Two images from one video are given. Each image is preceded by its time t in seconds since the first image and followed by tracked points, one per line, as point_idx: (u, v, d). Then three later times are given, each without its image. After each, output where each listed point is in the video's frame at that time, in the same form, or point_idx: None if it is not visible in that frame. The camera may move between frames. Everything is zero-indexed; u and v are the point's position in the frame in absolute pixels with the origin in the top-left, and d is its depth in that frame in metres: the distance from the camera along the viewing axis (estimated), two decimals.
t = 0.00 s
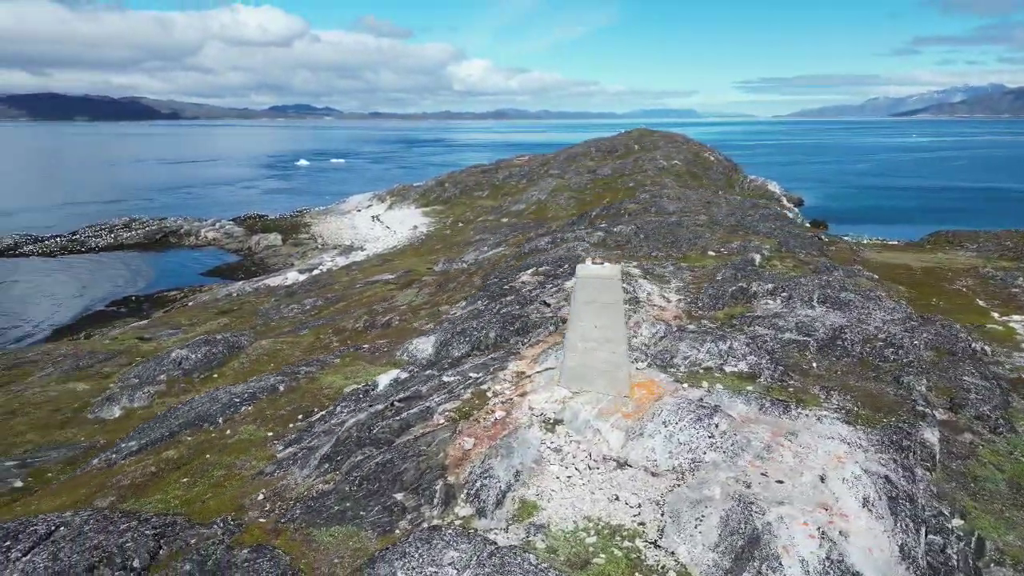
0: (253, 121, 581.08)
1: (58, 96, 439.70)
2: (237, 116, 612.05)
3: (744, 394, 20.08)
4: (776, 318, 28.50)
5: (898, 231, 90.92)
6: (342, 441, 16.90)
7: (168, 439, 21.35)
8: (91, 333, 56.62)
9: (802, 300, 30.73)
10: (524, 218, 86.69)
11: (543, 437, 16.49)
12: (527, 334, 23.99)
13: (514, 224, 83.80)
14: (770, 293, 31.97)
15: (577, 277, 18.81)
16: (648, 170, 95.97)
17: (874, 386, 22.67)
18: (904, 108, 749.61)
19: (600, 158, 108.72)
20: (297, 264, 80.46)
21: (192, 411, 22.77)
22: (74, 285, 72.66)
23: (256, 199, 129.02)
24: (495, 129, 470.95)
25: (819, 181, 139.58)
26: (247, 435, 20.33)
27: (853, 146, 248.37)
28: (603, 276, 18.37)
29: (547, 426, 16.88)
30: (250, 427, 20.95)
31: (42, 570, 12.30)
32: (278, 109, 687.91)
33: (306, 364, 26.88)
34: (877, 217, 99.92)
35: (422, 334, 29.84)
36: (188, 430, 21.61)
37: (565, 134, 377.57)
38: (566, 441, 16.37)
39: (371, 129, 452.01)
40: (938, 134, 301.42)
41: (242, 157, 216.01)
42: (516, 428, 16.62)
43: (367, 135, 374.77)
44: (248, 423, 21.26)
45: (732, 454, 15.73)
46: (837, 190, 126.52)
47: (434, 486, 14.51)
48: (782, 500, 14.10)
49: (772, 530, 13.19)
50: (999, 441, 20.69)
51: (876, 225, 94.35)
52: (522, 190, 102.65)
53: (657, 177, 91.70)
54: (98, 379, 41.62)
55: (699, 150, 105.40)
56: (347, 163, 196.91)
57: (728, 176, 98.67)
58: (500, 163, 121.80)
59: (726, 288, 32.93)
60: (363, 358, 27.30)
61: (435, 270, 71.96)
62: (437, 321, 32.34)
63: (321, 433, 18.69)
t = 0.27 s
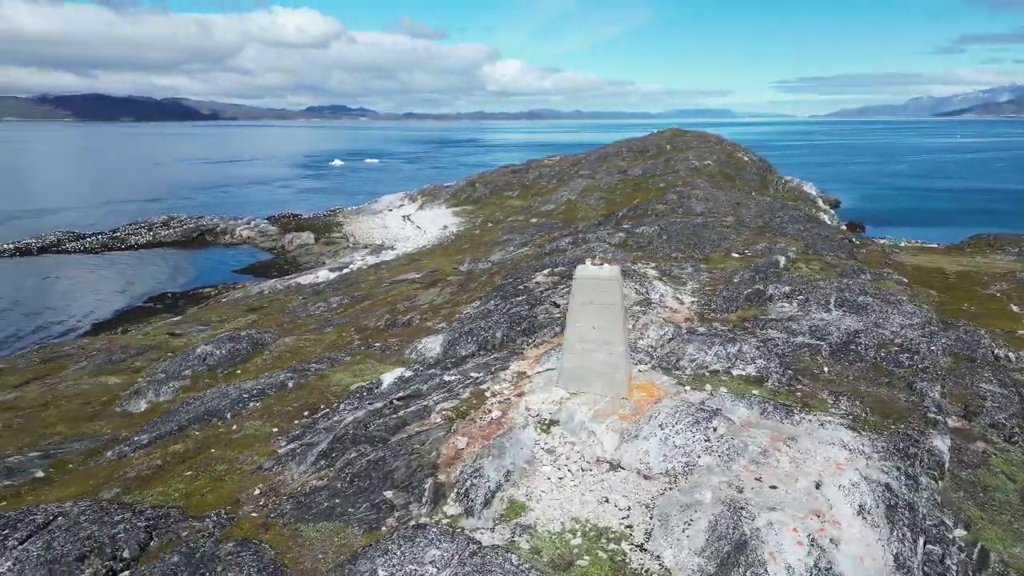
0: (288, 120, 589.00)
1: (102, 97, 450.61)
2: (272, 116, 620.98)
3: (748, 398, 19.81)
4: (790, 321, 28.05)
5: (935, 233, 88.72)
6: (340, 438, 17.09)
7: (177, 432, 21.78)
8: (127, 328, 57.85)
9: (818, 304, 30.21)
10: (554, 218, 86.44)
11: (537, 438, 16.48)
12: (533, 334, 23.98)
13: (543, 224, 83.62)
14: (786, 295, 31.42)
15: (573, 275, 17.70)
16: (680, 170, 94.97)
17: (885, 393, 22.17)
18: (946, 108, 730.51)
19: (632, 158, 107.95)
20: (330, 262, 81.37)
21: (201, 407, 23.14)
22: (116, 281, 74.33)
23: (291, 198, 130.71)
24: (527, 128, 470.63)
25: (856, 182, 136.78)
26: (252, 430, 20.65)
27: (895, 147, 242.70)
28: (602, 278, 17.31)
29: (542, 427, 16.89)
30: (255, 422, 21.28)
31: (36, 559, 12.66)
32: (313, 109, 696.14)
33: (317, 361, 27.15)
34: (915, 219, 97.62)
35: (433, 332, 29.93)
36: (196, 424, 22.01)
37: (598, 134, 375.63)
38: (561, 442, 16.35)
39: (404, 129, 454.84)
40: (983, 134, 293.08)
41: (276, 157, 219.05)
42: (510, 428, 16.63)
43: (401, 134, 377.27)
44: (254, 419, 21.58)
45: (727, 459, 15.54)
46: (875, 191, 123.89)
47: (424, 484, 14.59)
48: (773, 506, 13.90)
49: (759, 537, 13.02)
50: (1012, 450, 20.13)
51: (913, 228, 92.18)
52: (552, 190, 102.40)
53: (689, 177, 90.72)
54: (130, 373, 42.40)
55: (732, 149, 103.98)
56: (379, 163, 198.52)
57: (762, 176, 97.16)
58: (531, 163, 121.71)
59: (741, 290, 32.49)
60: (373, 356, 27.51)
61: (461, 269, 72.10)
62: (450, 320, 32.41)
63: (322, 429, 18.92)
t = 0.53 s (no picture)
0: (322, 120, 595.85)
1: (144, 97, 461.09)
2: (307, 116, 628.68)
3: (752, 401, 19.56)
4: (804, 325, 27.60)
5: (976, 237, 86.33)
6: (337, 435, 17.31)
7: (186, 426, 22.21)
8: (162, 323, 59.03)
9: (835, 307, 29.63)
10: (583, 218, 86.05)
11: (531, 438, 16.48)
12: (540, 335, 23.96)
13: (573, 223, 83.31)
14: (802, 298, 30.87)
15: (573, 275, 17.50)
16: (712, 170, 93.83)
17: (896, 399, 21.71)
18: (991, 108, 710.52)
19: (664, 158, 106.95)
20: (360, 261, 82.06)
21: (211, 402, 23.55)
22: (153, 277, 75.94)
23: (324, 197, 132.20)
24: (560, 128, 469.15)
25: (895, 183, 133.72)
26: (258, 425, 20.99)
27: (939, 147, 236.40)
28: (601, 280, 17.01)
29: (537, 427, 16.89)
30: (261, 418, 21.60)
31: (32, 546, 13.03)
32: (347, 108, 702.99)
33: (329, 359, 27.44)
34: (955, 222, 95.08)
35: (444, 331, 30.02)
36: (205, 419, 22.43)
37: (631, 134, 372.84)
38: (554, 443, 16.33)
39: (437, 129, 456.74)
40: None
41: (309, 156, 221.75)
42: (505, 427, 16.67)
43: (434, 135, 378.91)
44: (261, 414, 21.91)
45: (721, 463, 15.37)
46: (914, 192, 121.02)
47: (414, 482, 14.70)
48: (764, 511, 13.72)
49: (746, 542, 12.87)
50: None
51: (952, 230, 89.81)
52: (582, 190, 101.92)
53: (721, 177, 89.51)
54: (160, 367, 43.24)
55: (766, 149, 102.42)
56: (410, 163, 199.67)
57: (797, 177, 95.50)
58: (562, 163, 121.37)
59: (758, 293, 32.02)
60: (383, 354, 27.73)
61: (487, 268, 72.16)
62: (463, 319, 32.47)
63: (323, 425, 19.16)
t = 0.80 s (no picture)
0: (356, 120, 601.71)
1: (184, 98, 470.16)
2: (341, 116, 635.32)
3: (754, 404, 19.32)
4: (818, 328, 27.16)
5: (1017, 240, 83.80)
6: (335, 431, 17.55)
7: (196, 420, 22.65)
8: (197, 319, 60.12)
9: (852, 309, 29.05)
10: (613, 219, 85.49)
11: (524, 437, 16.50)
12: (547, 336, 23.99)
13: (601, 224, 82.90)
14: (819, 301, 30.32)
15: (572, 274, 17.36)
16: (745, 170, 92.51)
17: (906, 405, 21.25)
18: None
19: (697, 158, 105.77)
20: (389, 260, 82.70)
21: (222, 397, 24.00)
22: (187, 274, 77.44)
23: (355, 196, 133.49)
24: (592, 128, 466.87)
25: (935, 184, 130.40)
26: (264, 420, 21.35)
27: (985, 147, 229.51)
28: (599, 280, 16.83)
29: (532, 427, 16.93)
30: (268, 413, 21.96)
31: (29, 534, 13.46)
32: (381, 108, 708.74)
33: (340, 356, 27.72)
34: (997, 225, 92.36)
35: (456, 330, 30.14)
36: (215, 413, 22.86)
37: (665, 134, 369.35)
38: (547, 443, 16.34)
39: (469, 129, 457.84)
40: None
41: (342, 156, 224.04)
42: (499, 427, 16.72)
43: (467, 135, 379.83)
44: (268, 410, 22.25)
45: (715, 466, 15.21)
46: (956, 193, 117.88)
47: (404, 480, 14.86)
48: (753, 516, 13.56)
49: (730, 547, 12.75)
50: None
51: (993, 233, 87.30)
52: (612, 190, 101.27)
53: (755, 177, 88.18)
54: (189, 362, 44.05)
55: (801, 149, 100.62)
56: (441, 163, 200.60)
57: (833, 177, 93.64)
58: (593, 163, 120.86)
59: (774, 296, 31.57)
60: (394, 353, 27.96)
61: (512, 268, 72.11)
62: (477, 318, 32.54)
63: (325, 421, 19.41)
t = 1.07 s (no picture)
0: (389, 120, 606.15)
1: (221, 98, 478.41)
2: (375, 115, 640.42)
3: (756, 408, 19.12)
4: (832, 331, 26.73)
5: None
6: (334, 428, 17.86)
7: (205, 413, 23.10)
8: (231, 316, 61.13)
9: (870, 313, 28.49)
10: (643, 220, 84.73)
11: (518, 437, 16.58)
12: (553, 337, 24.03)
13: (630, 224, 82.22)
14: (836, 305, 29.79)
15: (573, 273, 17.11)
16: (780, 170, 90.89)
17: (915, 411, 20.83)
18: None
19: (729, 158, 104.23)
20: (418, 259, 83.21)
21: (232, 391, 24.43)
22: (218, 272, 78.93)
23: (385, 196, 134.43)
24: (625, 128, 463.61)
25: (977, 187, 126.75)
26: (271, 415, 21.75)
27: None
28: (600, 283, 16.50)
29: (528, 426, 17.01)
30: (275, 409, 22.33)
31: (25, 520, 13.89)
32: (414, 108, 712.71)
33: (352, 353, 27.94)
34: None
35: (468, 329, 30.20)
36: (224, 407, 23.29)
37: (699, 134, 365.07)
38: (540, 442, 16.39)
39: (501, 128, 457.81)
40: None
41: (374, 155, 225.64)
42: (494, 426, 16.84)
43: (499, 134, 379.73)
44: (275, 405, 22.60)
45: (707, 469, 15.09)
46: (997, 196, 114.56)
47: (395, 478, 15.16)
48: (741, 520, 13.45)
49: (715, 551, 12.68)
50: None
51: None
52: (642, 191, 100.30)
53: (788, 177, 86.62)
54: (218, 357, 44.79)
55: (837, 150, 98.57)
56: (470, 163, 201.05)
57: (869, 179, 91.58)
58: (623, 163, 119.93)
59: (791, 298, 31.08)
60: (404, 351, 28.16)
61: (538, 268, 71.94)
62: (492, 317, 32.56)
63: (327, 417, 19.72)
